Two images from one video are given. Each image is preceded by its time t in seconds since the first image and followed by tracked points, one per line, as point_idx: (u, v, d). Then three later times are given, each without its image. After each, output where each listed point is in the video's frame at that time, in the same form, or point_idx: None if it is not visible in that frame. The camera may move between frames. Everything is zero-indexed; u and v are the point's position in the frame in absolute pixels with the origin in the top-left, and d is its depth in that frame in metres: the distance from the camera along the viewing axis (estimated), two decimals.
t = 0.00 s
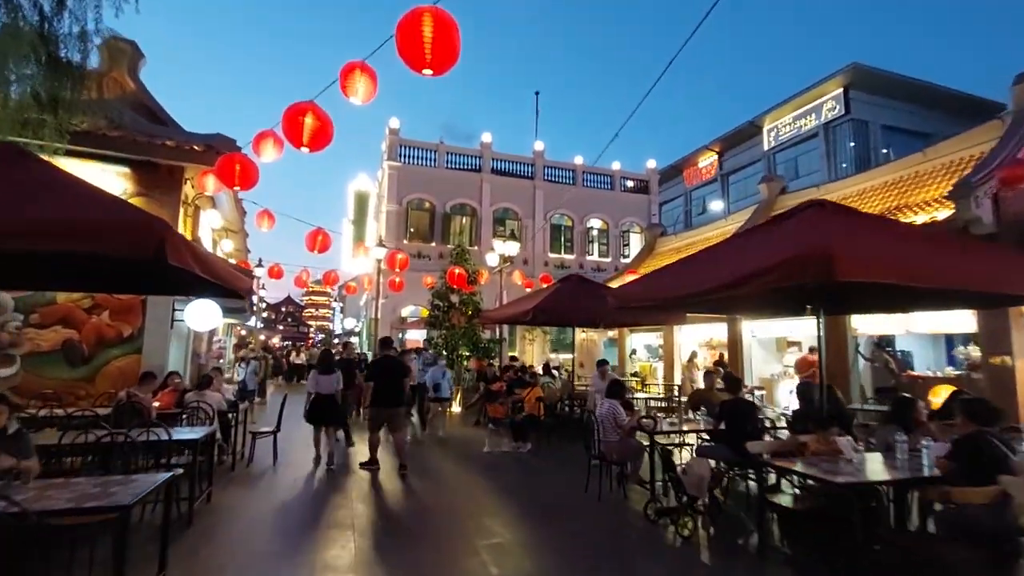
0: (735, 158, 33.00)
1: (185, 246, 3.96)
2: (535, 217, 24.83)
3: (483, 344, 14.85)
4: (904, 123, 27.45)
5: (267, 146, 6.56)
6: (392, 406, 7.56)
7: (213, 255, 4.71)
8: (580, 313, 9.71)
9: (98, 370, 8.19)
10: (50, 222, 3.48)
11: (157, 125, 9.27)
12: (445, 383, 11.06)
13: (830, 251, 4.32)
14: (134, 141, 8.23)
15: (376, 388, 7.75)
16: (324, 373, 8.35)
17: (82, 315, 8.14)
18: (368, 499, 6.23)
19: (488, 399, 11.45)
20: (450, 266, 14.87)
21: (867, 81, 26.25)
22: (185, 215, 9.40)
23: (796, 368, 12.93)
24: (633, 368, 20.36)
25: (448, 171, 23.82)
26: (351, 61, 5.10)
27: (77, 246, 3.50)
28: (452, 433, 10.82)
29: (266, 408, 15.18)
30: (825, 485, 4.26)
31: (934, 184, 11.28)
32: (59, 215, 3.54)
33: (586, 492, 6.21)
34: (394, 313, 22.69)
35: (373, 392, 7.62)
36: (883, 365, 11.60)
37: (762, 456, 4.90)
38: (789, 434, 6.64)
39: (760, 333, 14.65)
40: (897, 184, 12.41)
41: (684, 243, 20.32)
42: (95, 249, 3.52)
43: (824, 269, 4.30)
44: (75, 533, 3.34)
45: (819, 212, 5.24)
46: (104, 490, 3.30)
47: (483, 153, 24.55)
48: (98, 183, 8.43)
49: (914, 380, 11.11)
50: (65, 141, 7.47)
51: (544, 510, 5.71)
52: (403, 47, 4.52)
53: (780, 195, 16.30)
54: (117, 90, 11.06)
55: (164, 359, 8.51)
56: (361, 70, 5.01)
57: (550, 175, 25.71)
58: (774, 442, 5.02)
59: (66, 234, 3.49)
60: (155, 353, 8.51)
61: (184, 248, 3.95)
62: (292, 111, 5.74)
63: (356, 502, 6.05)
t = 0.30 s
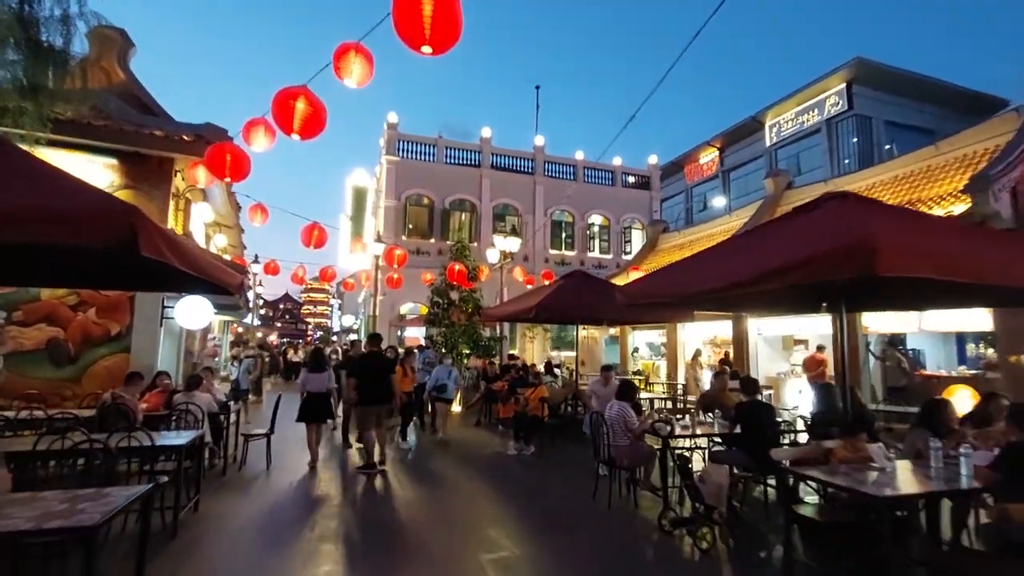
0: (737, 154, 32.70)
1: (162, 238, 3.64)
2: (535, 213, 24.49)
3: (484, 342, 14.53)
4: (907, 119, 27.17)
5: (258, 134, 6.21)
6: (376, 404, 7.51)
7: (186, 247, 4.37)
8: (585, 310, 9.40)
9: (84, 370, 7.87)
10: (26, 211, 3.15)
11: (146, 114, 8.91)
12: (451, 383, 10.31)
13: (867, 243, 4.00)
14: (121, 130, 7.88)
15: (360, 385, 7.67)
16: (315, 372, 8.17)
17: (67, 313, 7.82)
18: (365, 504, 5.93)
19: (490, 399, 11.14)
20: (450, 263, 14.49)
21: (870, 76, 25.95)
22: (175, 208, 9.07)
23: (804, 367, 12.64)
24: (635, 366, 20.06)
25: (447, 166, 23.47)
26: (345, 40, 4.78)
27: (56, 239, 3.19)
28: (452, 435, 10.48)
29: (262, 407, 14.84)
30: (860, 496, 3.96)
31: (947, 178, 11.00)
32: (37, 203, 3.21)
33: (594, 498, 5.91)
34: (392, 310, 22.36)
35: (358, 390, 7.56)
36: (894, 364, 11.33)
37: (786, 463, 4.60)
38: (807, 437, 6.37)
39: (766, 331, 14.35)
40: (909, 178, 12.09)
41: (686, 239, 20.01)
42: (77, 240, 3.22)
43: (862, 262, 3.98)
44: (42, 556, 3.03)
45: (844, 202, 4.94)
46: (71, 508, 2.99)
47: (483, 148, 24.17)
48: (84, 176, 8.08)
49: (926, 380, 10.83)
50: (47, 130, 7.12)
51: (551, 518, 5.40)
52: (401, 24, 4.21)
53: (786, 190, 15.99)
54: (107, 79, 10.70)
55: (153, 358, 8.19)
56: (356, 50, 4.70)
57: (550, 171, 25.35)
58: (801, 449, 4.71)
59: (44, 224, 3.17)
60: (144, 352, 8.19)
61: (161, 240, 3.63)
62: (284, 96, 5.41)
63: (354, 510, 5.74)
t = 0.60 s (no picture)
0: (740, 154, 32.45)
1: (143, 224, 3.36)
2: (537, 213, 24.21)
3: (487, 344, 14.22)
4: (912, 119, 26.92)
5: (255, 124, 5.93)
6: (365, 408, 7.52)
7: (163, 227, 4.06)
8: (594, 310, 9.10)
9: (74, 372, 7.57)
10: (21, 199, 2.88)
11: (140, 108, 8.64)
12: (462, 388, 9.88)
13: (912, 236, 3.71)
14: (114, 123, 7.60)
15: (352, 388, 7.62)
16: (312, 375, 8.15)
17: (57, 313, 7.53)
18: (366, 514, 5.62)
19: (494, 402, 10.84)
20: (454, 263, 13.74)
21: (874, 75, 25.71)
22: (170, 205, 8.80)
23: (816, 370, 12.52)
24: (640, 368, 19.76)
25: (449, 165, 23.21)
26: (347, 21, 4.54)
27: (51, 231, 2.93)
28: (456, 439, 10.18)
29: (260, 411, 14.52)
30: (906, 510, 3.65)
31: (960, 176, 10.75)
32: (21, 188, 2.92)
33: (609, 509, 5.60)
34: (393, 311, 22.06)
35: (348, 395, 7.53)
36: (909, 366, 11.04)
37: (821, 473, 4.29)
38: (832, 443, 6.12)
39: (774, 332, 14.02)
40: (922, 175, 11.81)
41: (690, 239, 19.73)
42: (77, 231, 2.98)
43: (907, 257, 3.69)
44: None
45: (883, 196, 4.67)
46: (40, 528, 2.68)
47: (484, 147, 23.90)
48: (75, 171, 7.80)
49: (944, 381, 10.53)
50: (34, 122, 6.86)
51: (564, 530, 5.09)
52: (407, 2, 3.94)
53: (794, 189, 15.71)
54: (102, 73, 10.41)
55: (147, 360, 7.90)
56: (358, 32, 4.44)
57: (553, 170, 25.08)
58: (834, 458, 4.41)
59: (29, 212, 2.88)
60: (137, 354, 7.89)
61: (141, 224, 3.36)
62: (281, 82, 5.14)
63: (356, 520, 5.43)
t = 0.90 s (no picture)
0: (739, 151, 32.21)
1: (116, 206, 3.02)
2: (537, 209, 23.92)
3: (487, 341, 13.94)
4: (912, 115, 26.72)
5: (247, 109, 5.63)
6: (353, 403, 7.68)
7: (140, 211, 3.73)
8: (599, 307, 8.84)
9: (60, 371, 7.27)
10: None
11: (129, 96, 8.33)
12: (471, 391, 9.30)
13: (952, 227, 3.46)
14: (100, 111, 7.27)
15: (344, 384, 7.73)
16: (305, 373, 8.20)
17: (41, 309, 7.23)
18: (365, 521, 5.35)
19: (494, 401, 10.58)
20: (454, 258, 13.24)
21: (876, 71, 25.47)
22: (160, 197, 8.51)
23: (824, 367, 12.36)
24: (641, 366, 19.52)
25: (447, 160, 22.89)
26: None
27: (21, 217, 2.65)
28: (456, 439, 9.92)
29: (254, 410, 14.22)
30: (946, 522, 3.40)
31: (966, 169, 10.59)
32: None
33: (620, 516, 5.35)
34: (390, 308, 21.76)
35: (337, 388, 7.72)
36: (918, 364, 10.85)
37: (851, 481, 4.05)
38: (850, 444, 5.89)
39: (778, 329, 13.79)
40: (932, 170, 11.56)
41: (691, 235, 19.50)
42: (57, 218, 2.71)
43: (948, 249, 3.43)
44: None
45: (914, 188, 4.44)
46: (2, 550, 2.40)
47: (483, 142, 23.58)
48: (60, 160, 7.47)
49: (954, 380, 10.33)
50: (15, 109, 6.53)
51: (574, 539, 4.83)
52: None
53: (799, 184, 15.45)
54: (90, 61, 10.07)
55: (136, 358, 7.61)
56: (356, 8, 4.21)
57: (552, 166, 24.77)
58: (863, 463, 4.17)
59: None
60: (125, 352, 7.59)
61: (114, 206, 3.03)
62: (275, 65, 4.84)
63: (357, 527, 5.16)
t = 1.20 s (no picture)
0: (739, 154, 32.07)
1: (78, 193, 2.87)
2: (537, 212, 23.69)
3: (487, 344, 13.67)
4: (913, 119, 26.61)
5: (240, 101, 5.38)
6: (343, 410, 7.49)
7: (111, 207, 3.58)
8: (605, 310, 8.58)
9: (43, 375, 6.98)
10: None
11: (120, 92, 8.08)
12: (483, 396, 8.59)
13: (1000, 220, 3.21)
14: (87, 104, 7.06)
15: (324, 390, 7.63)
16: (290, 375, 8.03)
17: (25, 310, 6.94)
18: (363, 535, 5.04)
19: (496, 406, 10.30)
20: (454, 261, 12.96)
21: (877, 74, 25.36)
22: (151, 195, 8.25)
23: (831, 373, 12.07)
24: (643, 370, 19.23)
25: (446, 162, 22.66)
26: None
27: None
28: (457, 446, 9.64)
29: (249, 416, 13.90)
30: (997, 541, 3.14)
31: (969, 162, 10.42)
32: None
33: (633, 529, 5.06)
34: (389, 312, 21.47)
35: (320, 395, 7.53)
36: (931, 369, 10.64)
37: (888, 493, 3.77)
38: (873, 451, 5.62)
39: (785, 333, 13.52)
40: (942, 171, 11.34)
41: (693, 238, 19.27)
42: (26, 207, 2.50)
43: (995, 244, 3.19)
44: None
45: (948, 186, 4.20)
46: None
47: (483, 144, 23.37)
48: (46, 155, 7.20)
49: (967, 385, 10.09)
50: None
51: (586, 555, 4.54)
52: None
53: (803, 186, 15.23)
54: (80, 58, 9.82)
55: (124, 362, 7.34)
56: None
57: (552, 168, 24.56)
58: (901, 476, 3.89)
59: None
60: (112, 356, 7.32)
61: (76, 192, 2.87)
62: (269, 52, 4.59)
63: (357, 541, 4.88)
